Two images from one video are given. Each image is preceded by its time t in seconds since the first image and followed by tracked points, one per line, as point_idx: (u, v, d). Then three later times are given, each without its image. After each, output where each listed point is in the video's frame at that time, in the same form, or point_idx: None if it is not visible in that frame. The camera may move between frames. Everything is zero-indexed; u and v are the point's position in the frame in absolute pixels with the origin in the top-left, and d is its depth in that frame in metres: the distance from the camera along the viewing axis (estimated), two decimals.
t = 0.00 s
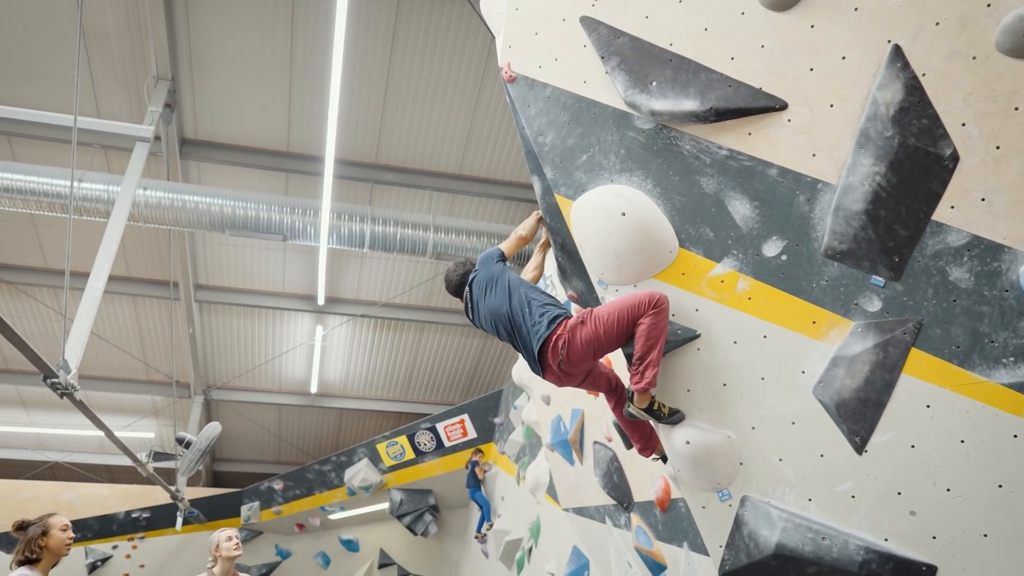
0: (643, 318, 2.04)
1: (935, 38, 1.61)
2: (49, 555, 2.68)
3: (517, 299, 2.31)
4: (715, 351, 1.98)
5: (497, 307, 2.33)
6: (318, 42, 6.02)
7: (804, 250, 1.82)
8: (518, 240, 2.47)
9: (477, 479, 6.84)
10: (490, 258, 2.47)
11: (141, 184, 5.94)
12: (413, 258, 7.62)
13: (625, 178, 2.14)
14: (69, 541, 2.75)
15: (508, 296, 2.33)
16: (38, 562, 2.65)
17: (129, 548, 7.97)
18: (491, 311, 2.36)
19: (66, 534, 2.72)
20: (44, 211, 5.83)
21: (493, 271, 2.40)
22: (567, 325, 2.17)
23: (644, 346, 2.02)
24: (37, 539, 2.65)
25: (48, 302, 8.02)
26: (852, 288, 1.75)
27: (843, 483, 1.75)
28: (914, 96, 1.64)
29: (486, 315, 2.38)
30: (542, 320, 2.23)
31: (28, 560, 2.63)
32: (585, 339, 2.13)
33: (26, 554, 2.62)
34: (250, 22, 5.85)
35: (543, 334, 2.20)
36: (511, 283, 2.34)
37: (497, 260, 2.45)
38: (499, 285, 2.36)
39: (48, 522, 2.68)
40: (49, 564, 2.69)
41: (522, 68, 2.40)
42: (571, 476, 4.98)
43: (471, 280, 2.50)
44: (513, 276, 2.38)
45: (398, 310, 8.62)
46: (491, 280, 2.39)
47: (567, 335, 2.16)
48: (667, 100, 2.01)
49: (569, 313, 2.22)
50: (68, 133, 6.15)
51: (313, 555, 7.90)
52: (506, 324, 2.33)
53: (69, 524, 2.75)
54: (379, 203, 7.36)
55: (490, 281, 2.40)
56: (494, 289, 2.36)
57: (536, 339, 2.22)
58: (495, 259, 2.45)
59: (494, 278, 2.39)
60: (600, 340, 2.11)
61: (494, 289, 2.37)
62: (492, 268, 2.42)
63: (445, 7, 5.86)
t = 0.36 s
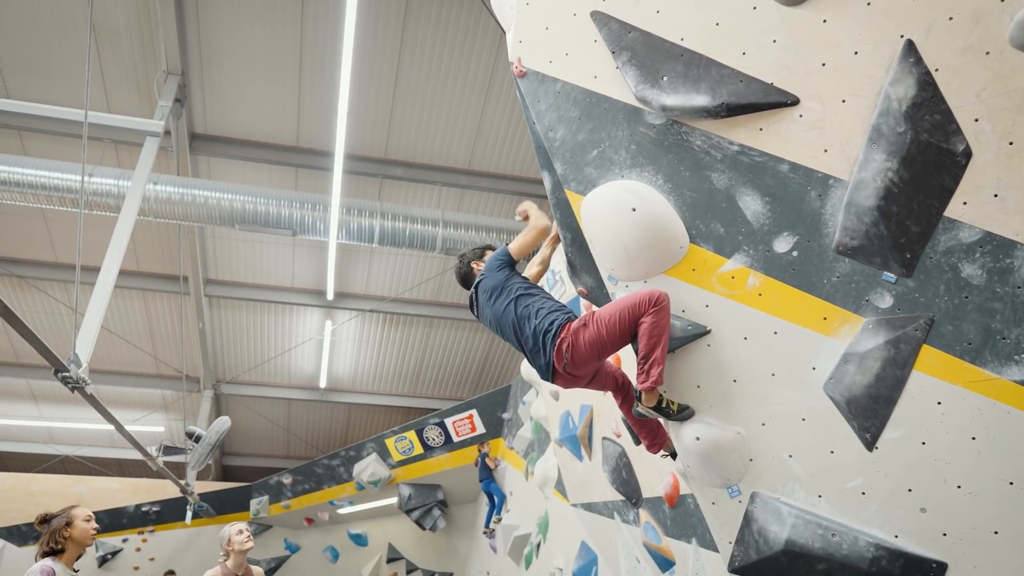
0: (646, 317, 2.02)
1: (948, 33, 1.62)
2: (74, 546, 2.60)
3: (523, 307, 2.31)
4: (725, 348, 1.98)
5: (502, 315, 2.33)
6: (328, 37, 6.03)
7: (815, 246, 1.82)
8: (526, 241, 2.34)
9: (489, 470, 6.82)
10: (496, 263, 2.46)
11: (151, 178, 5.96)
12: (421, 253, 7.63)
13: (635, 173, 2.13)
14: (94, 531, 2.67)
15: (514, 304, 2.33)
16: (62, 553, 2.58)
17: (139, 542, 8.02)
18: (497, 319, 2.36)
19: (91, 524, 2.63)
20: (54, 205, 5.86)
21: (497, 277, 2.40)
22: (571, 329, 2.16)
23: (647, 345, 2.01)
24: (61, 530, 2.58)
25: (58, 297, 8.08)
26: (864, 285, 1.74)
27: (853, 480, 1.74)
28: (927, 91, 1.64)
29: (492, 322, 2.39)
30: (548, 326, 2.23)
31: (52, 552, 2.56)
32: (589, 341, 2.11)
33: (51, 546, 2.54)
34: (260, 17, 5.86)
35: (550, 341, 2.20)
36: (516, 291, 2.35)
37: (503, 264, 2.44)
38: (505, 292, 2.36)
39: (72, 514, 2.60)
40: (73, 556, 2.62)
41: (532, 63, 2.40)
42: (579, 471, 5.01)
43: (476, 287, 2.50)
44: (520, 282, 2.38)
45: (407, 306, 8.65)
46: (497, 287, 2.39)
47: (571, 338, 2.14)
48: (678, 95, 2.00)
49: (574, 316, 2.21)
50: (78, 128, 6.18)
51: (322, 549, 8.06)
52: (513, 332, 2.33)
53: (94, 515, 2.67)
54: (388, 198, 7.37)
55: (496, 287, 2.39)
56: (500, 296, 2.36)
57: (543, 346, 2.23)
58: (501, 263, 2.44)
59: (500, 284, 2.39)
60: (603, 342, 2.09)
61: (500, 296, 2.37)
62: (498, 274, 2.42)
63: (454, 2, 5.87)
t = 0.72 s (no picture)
0: (644, 318, 2.02)
1: (954, 28, 1.61)
2: (88, 540, 2.49)
3: (522, 316, 2.29)
4: (728, 343, 1.98)
5: (502, 325, 2.30)
6: (331, 31, 6.02)
7: (819, 242, 1.81)
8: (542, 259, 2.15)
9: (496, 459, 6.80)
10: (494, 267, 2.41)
11: (154, 172, 5.97)
12: (424, 248, 7.64)
13: (639, 168, 2.13)
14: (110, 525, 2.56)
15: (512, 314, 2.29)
16: (76, 546, 2.48)
17: (141, 535, 8.05)
18: (497, 327, 2.34)
19: (107, 519, 2.52)
20: (57, 198, 5.87)
21: (494, 285, 2.34)
22: (570, 336, 2.14)
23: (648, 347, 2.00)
24: (77, 522, 2.47)
25: (61, 290, 8.10)
26: (868, 281, 1.74)
27: (856, 475, 1.74)
28: (932, 87, 1.63)
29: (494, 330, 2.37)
30: (548, 335, 2.22)
31: (67, 544, 2.46)
32: (588, 347, 2.09)
33: (66, 538, 2.44)
34: (262, 10, 5.85)
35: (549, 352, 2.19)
36: (515, 299, 2.30)
37: (500, 268, 2.36)
38: (503, 301, 2.31)
39: (89, 506, 2.49)
40: (88, 549, 2.51)
41: (536, 57, 2.41)
42: (581, 466, 5.02)
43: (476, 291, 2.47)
44: (518, 288, 2.32)
45: (410, 300, 8.65)
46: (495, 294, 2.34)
47: (570, 345, 2.12)
48: (683, 89, 2.00)
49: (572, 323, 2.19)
50: (81, 121, 6.19)
51: (324, 543, 8.09)
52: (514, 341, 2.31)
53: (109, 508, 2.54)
54: (391, 192, 7.38)
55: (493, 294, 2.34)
56: (497, 305, 2.31)
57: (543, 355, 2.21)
58: (497, 267, 2.37)
59: (496, 292, 2.33)
60: (603, 347, 2.07)
61: (498, 303, 2.32)
62: (495, 281, 2.35)
63: None
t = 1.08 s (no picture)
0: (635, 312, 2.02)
1: (952, 20, 1.60)
2: (116, 532, 2.61)
3: (515, 311, 2.28)
4: (724, 336, 1.98)
5: (497, 320, 2.30)
6: (327, 21, 5.98)
7: (815, 234, 1.81)
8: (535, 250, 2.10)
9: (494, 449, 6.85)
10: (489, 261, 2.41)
11: (150, 162, 5.94)
12: (420, 240, 7.62)
13: (636, 160, 2.13)
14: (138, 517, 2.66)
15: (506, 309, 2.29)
16: (105, 538, 2.61)
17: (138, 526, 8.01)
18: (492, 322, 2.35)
19: (132, 511, 2.62)
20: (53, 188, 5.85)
21: (488, 279, 2.34)
22: (563, 334, 2.14)
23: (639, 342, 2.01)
24: (104, 516, 2.59)
25: (57, 281, 8.09)
26: (863, 274, 1.74)
27: (850, 467, 1.75)
28: (929, 80, 1.63)
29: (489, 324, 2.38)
30: (540, 331, 2.22)
31: (96, 537, 2.59)
32: (580, 345, 2.10)
33: (93, 532, 2.58)
34: None
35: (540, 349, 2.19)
36: (510, 294, 2.30)
37: (495, 261, 2.36)
38: (497, 296, 2.31)
39: (113, 501, 2.60)
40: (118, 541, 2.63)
41: (534, 48, 2.40)
42: (577, 458, 5.04)
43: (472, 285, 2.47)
44: (512, 283, 2.32)
45: (406, 292, 8.64)
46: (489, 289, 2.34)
47: (563, 343, 2.12)
48: (680, 81, 1.99)
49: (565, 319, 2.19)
50: (76, 111, 6.16)
51: (321, 535, 8.11)
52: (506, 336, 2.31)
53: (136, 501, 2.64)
54: (388, 184, 7.37)
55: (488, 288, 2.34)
56: (491, 300, 2.32)
57: (535, 351, 2.21)
58: (492, 261, 2.37)
59: (490, 287, 2.34)
60: (594, 343, 2.07)
61: (492, 298, 2.32)
62: (490, 274, 2.35)
63: None
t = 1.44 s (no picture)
0: (611, 311, 2.06)
1: (943, 12, 1.60)
2: (145, 522, 2.59)
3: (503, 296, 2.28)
4: (714, 326, 1.97)
5: (488, 294, 2.31)
6: (318, 8, 5.94)
7: (806, 225, 1.81)
8: (546, 242, 2.08)
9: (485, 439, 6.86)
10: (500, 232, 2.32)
11: (139, 150, 5.90)
12: (411, 230, 7.60)
13: (627, 151, 2.12)
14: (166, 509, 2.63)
15: (493, 291, 2.30)
16: (134, 528, 2.59)
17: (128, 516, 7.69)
18: (481, 293, 2.35)
19: (161, 501, 2.61)
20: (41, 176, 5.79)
21: (493, 256, 2.29)
22: (539, 331, 2.17)
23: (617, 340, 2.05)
24: (134, 506, 2.57)
25: (45, 269, 8.03)
26: (853, 265, 1.74)
27: (838, 458, 1.75)
28: (920, 71, 1.63)
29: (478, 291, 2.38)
30: (519, 322, 2.24)
31: (126, 526, 2.57)
32: (557, 344, 2.15)
33: (123, 521, 2.55)
34: None
35: (514, 341, 2.23)
36: (507, 280, 2.29)
37: (504, 235, 2.29)
38: (492, 275, 2.30)
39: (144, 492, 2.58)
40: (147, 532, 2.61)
41: (525, 38, 2.39)
42: (567, 449, 5.06)
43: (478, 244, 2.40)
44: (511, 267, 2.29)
45: (397, 283, 8.62)
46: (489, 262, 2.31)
47: (541, 341, 2.16)
48: (671, 71, 1.98)
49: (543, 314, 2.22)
50: (63, 98, 6.10)
51: (311, 524, 8.13)
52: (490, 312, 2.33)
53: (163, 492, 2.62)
54: (378, 174, 7.35)
55: (491, 259, 2.30)
56: (487, 275, 2.31)
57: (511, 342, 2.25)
58: (503, 234, 2.29)
59: (490, 261, 2.30)
60: (571, 340, 2.12)
61: (489, 274, 2.31)
62: (495, 247, 2.30)
63: None
